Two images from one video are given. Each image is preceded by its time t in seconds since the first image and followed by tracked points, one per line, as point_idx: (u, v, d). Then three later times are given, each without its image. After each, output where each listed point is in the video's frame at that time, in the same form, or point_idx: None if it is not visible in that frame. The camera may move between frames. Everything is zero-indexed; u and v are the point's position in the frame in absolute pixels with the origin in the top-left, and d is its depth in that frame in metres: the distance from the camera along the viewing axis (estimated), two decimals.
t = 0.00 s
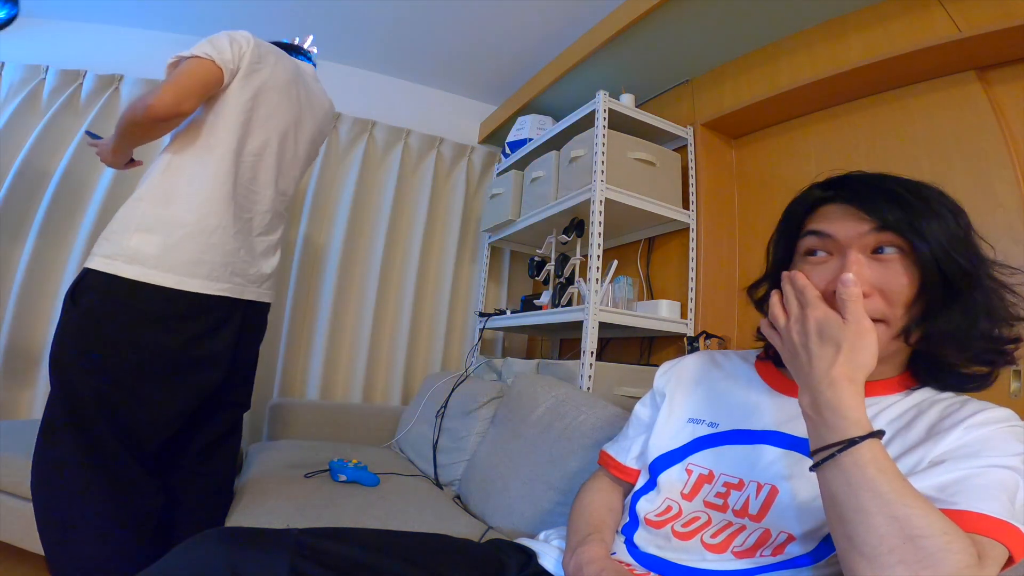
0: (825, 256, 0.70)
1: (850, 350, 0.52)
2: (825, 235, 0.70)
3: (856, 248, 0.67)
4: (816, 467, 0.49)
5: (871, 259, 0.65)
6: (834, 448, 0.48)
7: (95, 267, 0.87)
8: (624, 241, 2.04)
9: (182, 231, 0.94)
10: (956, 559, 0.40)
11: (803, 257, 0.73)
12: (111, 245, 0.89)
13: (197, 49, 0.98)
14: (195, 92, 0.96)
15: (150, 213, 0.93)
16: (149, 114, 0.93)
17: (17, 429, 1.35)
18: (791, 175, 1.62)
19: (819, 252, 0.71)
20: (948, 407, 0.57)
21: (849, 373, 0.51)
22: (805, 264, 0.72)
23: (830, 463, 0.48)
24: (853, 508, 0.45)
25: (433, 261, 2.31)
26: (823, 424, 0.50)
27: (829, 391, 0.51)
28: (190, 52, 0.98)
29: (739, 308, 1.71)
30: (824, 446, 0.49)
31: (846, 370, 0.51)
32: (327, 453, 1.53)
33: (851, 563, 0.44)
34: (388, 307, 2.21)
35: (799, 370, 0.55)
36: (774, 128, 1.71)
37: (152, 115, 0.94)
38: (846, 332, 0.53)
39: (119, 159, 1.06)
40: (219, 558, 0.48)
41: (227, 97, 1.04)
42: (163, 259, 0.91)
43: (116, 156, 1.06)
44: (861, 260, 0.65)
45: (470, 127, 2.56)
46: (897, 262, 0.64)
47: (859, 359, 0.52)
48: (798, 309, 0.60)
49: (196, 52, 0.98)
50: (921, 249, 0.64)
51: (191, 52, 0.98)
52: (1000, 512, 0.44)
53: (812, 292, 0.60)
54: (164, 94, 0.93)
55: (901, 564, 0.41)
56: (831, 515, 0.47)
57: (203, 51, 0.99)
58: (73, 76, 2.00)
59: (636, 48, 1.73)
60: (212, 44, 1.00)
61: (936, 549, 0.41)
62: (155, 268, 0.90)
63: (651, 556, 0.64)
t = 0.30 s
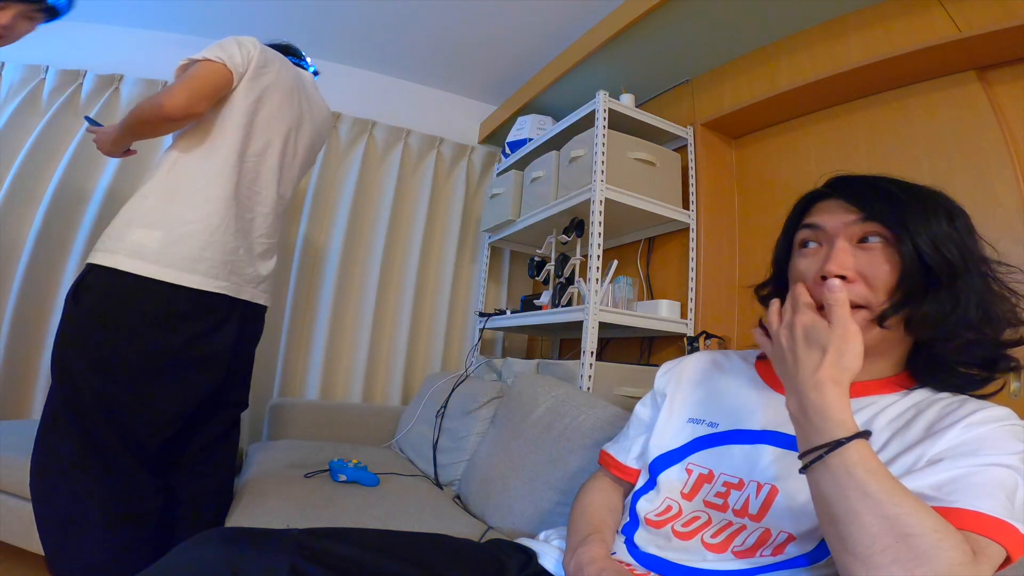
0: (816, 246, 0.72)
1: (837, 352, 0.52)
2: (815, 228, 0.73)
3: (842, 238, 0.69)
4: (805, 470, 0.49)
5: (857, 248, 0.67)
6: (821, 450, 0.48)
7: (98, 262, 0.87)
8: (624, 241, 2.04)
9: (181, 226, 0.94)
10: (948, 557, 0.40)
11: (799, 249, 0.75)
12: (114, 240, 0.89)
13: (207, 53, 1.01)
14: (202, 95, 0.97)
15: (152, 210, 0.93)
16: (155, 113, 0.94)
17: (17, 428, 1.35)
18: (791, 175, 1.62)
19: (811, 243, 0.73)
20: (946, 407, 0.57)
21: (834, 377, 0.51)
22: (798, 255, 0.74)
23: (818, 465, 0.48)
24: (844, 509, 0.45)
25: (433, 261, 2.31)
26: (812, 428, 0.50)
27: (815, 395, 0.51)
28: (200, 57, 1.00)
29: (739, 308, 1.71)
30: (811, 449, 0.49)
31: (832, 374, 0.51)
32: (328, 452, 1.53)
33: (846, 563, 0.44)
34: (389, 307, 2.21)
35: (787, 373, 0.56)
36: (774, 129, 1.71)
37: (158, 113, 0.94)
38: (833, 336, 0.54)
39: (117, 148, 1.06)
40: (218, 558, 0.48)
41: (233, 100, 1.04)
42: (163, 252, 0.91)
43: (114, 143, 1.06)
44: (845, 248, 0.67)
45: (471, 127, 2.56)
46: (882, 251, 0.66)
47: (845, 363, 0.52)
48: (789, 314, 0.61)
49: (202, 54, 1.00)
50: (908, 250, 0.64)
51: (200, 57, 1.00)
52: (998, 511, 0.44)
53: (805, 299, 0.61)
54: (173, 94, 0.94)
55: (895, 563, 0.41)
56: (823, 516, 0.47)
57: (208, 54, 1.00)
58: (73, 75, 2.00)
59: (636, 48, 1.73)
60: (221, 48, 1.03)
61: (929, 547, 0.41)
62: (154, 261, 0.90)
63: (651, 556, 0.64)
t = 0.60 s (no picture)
0: (814, 244, 0.72)
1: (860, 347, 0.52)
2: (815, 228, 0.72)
3: (842, 233, 0.69)
4: (825, 465, 0.48)
5: (856, 243, 0.67)
6: (854, 444, 0.47)
7: (116, 262, 0.87)
8: (624, 241, 2.04)
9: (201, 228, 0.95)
10: (964, 562, 0.40)
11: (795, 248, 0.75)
12: (134, 241, 0.89)
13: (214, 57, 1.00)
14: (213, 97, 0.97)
15: (170, 211, 0.94)
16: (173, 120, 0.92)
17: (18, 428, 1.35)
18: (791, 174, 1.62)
19: (809, 241, 0.73)
20: (948, 409, 0.57)
21: (861, 367, 0.51)
22: (797, 253, 0.73)
23: (842, 462, 0.47)
24: (866, 508, 0.44)
25: (433, 261, 2.31)
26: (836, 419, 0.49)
27: (846, 385, 0.50)
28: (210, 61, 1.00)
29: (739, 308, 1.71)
30: (838, 441, 0.48)
31: (861, 365, 0.51)
32: (327, 452, 1.53)
33: (858, 562, 0.43)
34: (388, 307, 2.21)
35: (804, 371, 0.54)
36: (773, 129, 1.71)
37: (177, 114, 0.93)
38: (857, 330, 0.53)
39: (123, 161, 1.03)
40: (217, 557, 0.48)
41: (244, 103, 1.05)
42: (185, 253, 0.91)
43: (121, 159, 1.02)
44: (844, 244, 0.67)
45: (470, 127, 2.55)
46: (882, 246, 0.66)
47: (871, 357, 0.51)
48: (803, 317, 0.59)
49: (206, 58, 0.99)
50: (909, 247, 0.64)
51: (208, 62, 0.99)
52: (1004, 515, 0.44)
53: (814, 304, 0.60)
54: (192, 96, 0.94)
55: (912, 564, 0.41)
56: (837, 514, 0.46)
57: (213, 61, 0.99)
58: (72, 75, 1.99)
59: (635, 49, 1.74)
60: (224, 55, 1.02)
61: (947, 550, 0.41)
62: (175, 262, 0.90)
63: (651, 556, 0.64)
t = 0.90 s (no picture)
0: (823, 246, 0.70)
1: (863, 349, 0.53)
2: (824, 228, 0.71)
3: (857, 236, 0.67)
4: (820, 466, 0.49)
5: (872, 247, 0.66)
6: (839, 447, 0.48)
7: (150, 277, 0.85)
8: (624, 241, 2.04)
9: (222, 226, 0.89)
10: (957, 559, 0.40)
11: (802, 250, 0.73)
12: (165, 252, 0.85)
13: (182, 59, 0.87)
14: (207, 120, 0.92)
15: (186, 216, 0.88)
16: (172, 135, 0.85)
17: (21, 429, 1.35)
18: (791, 174, 1.62)
19: (818, 243, 0.71)
20: (946, 408, 0.57)
21: (855, 374, 0.51)
22: (806, 255, 0.72)
23: (834, 462, 0.48)
24: (854, 508, 0.45)
25: (433, 261, 2.31)
26: (830, 425, 0.50)
27: (837, 391, 0.51)
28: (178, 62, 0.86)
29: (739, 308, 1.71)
30: (827, 445, 0.49)
31: (854, 371, 0.51)
32: (327, 452, 1.53)
33: (852, 562, 0.44)
34: (389, 307, 2.21)
35: (807, 371, 0.55)
36: (773, 129, 1.71)
37: (162, 129, 0.84)
38: (855, 333, 0.54)
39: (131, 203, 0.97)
40: (216, 557, 0.48)
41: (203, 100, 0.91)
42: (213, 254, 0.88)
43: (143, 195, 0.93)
44: (863, 248, 0.66)
45: (471, 126, 2.55)
46: (899, 248, 0.65)
47: (869, 360, 0.52)
48: (807, 318, 0.60)
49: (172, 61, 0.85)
50: (924, 248, 0.64)
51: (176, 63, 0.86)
52: (1001, 513, 0.44)
53: (820, 300, 0.61)
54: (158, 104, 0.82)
55: (901, 563, 0.41)
56: (832, 514, 0.47)
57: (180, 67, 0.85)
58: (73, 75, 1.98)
59: (636, 49, 1.74)
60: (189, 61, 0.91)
61: (936, 548, 0.41)
62: (210, 266, 0.88)
63: (651, 556, 0.64)
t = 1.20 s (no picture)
0: (822, 248, 0.70)
1: (857, 351, 0.53)
2: (823, 229, 0.70)
3: (857, 238, 0.67)
4: (816, 468, 0.49)
5: (873, 249, 0.66)
6: (833, 448, 0.48)
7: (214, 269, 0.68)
8: (624, 241, 2.03)
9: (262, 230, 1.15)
10: (953, 558, 0.40)
11: (801, 251, 0.73)
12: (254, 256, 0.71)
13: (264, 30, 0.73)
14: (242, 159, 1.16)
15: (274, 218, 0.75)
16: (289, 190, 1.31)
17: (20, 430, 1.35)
18: (791, 174, 1.62)
19: (816, 244, 0.71)
20: (946, 409, 0.57)
21: (848, 377, 0.52)
22: (805, 257, 0.71)
23: (829, 463, 0.48)
24: (850, 508, 0.45)
25: (434, 260, 2.31)
26: (824, 428, 0.51)
27: (829, 393, 0.51)
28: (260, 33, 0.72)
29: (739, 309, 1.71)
30: (822, 447, 0.49)
31: (847, 374, 0.52)
32: (327, 453, 1.53)
33: (849, 562, 0.44)
34: (389, 306, 2.21)
35: (803, 372, 0.56)
36: (773, 129, 1.71)
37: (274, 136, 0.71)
38: (848, 333, 0.55)
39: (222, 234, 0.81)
40: (217, 557, 0.48)
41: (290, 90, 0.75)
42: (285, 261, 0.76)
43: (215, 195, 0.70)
44: (862, 251, 0.66)
45: (471, 126, 2.55)
46: (900, 251, 0.65)
47: (861, 362, 0.52)
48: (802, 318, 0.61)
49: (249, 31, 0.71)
50: (924, 249, 0.64)
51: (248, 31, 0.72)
52: (1000, 513, 0.44)
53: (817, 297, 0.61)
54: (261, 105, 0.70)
55: (898, 563, 0.41)
56: (829, 515, 0.47)
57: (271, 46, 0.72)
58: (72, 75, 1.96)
59: (637, 49, 1.73)
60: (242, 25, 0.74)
61: (933, 548, 0.41)
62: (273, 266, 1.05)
63: (650, 556, 0.64)
